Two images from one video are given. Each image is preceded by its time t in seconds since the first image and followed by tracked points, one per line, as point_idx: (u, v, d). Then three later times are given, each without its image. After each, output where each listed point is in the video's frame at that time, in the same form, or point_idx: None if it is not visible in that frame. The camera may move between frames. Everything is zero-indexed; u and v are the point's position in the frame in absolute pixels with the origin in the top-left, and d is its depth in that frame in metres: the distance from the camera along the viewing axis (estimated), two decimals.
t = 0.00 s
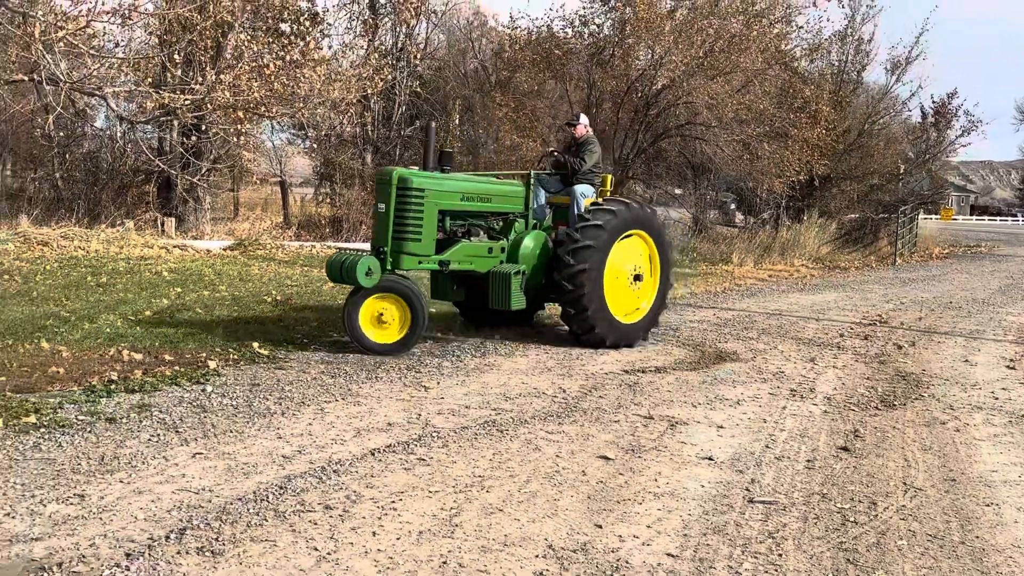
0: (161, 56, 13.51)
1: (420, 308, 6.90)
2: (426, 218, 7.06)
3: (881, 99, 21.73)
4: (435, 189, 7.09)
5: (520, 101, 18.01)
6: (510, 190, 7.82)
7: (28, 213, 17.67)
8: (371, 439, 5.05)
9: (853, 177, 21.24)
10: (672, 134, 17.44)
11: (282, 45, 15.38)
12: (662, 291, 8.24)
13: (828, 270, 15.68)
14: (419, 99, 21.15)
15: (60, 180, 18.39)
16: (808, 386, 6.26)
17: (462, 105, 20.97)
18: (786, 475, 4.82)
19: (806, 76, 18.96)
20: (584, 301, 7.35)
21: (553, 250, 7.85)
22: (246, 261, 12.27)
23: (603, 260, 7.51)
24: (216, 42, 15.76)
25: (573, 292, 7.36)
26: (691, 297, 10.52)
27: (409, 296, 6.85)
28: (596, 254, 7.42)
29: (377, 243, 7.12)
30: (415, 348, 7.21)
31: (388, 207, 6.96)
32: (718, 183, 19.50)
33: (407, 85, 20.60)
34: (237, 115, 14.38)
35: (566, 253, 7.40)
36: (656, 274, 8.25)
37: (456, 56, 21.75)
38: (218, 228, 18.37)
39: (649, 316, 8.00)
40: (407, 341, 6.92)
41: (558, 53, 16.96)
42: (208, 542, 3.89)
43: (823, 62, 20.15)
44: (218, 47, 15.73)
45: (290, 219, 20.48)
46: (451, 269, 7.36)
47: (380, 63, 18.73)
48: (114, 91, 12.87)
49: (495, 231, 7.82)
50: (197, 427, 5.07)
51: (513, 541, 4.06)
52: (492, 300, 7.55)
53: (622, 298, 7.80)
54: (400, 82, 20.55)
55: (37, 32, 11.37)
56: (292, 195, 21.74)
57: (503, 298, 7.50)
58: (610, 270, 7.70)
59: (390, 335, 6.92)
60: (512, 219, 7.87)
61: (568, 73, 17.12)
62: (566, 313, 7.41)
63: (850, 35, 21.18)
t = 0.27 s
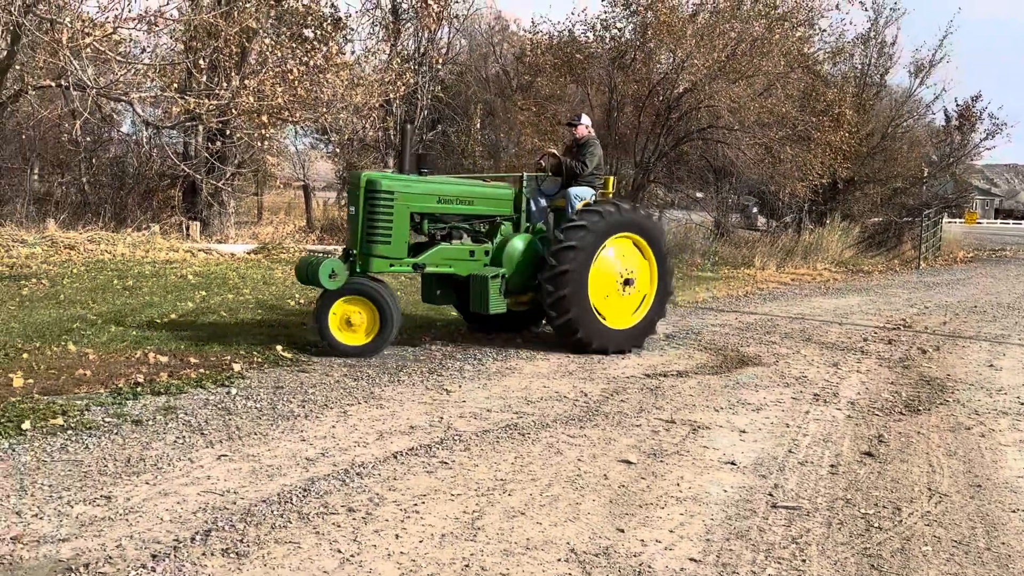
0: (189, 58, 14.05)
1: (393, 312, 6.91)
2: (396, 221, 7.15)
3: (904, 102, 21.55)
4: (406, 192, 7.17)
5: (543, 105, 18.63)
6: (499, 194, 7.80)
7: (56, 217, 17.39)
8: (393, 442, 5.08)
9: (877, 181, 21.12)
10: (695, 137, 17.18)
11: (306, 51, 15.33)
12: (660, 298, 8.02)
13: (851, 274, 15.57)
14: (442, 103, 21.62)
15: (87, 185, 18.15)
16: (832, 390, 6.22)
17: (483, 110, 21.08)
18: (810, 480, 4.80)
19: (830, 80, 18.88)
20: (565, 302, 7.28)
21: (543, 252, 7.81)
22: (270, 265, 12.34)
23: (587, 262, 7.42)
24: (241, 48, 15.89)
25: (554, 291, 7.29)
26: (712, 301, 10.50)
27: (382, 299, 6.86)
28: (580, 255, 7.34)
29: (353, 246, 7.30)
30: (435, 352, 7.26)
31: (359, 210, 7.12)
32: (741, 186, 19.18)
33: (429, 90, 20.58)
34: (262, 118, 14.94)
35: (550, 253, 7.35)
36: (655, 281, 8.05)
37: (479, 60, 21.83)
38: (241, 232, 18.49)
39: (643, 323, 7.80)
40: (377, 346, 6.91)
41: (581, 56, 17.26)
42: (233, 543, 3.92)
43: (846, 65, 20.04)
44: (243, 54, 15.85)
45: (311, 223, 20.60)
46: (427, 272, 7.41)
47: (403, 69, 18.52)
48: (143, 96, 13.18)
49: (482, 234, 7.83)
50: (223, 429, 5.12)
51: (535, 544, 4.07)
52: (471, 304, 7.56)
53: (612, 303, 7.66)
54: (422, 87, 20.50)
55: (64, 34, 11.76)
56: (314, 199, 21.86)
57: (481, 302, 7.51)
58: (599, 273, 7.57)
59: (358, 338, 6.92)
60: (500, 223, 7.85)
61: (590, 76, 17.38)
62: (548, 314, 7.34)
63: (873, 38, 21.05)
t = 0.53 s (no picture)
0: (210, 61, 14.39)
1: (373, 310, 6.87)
2: (373, 223, 7.15)
3: (926, 103, 21.41)
4: (384, 194, 7.17)
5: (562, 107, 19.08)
6: (486, 195, 7.73)
7: (77, 220, 17.29)
8: (412, 445, 5.09)
9: (898, 183, 21.10)
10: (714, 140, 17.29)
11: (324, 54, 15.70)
12: (660, 282, 7.74)
13: (874, 277, 15.44)
14: (460, 106, 21.25)
15: (108, 188, 18.07)
16: (853, 394, 6.18)
17: (502, 112, 21.11)
18: (831, 485, 4.77)
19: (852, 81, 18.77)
20: (565, 337, 7.21)
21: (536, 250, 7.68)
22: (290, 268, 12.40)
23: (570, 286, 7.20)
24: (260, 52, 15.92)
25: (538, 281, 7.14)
26: (731, 304, 10.47)
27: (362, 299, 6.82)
28: (568, 247, 7.18)
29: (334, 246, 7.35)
30: (454, 355, 7.30)
31: (336, 212, 7.14)
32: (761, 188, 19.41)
33: (447, 93, 20.60)
34: (282, 123, 15.32)
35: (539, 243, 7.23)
36: (649, 268, 7.72)
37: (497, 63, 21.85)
38: (261, 234, 18.52)
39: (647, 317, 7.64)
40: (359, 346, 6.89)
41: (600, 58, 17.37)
42: (253, 545, 3.93)
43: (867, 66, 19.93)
44: (264, 57, 15.90)
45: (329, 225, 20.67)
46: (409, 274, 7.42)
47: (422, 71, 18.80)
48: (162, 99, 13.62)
49: (471, 235, 7.79)
50: (243, 431, 5.14)
51: (554, 548, 4.06)
52: (454, 306, 7.51)
53: (611, 310, 7.47)
54: (441, 89, 20.48)
55: (85, 40, 12.13)
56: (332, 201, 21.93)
57: (463, 302, 7.44)
58: (588, 287, 7.36)
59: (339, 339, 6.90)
60: (488, 224, 7.76)
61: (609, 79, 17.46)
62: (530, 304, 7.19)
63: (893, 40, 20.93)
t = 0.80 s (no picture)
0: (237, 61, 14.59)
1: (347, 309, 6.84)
2: (346, 225, 7.20)
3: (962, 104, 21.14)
4: (359, 196, 7.22)
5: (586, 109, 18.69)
6: (473, 196, 7.61)
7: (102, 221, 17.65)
8: (437, 451, 5.02)
9: (935, 185, 21.03)
10: (744, 141, 17.33)
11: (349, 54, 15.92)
12: (643, 254, 7.53)
13: (909, 281, 15.15)
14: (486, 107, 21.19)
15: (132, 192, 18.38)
16: (888, 401, 6.05)
17: (528, 113, 21.06)
18: (866, 494, 4.65)
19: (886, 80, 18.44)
20: (544, 338, 7.10)
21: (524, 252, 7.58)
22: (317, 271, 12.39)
23: (562, 321, 7.16)
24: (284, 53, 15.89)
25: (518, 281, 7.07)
26: (761, 308, 10.32)
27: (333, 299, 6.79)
28: (550, 246, 7.09)
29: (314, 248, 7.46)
30: (480, 360, 7.26)
31: (311, 214, 7.24)
32: (791, 192, 19.92)
33: (473, 93, 20.58)
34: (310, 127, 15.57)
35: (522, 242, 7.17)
36: (629, 246, 7.49)
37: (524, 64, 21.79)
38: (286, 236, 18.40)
39: (651, 293, 7.56)
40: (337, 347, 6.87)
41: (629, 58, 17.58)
42: (278, 551, 3.88)
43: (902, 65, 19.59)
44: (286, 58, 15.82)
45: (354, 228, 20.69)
46: (386, 276, 7.39)
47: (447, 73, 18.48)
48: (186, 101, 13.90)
49: (458, 237, 7.71)
50: (267, 435, 5.11)
51: (581, 557, 3.97)
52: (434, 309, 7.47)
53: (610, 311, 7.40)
54: (466, 90, 20.45)
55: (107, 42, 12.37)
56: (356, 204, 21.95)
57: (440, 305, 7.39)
58: (580, 307, 7.30)
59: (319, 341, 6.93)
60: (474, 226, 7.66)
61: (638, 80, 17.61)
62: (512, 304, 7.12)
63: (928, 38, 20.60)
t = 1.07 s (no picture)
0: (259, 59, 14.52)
1: (320, 303, 6.75)
2: (329, 226, 7.17)
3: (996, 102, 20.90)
4: (341, 197, 7.16)
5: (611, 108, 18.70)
6: (462, 198, 7.45)
7: (122, 223, 17.63)
8: (458, 456, 4.94)
9: (969, 185, 20.74)
10: (772, 140, 17.58)
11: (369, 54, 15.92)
12: (618, 234, 7.17)
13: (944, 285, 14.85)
14: (509, 107, 21.38)
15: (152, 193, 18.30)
16: (921, 407, 5.91)
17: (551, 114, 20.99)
18: (897, 503, 4.52)
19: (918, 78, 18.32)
20: (518, 329, 6.89)
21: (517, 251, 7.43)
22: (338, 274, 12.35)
23: (570, 339, 7.05)
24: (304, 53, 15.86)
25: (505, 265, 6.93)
26: (790, 312, 10.17)
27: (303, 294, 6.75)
28: (541, 238, 6.92)
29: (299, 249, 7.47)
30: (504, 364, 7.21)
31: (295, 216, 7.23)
32: (821, 192, 19.35)
33: (495, 93, 20.55)
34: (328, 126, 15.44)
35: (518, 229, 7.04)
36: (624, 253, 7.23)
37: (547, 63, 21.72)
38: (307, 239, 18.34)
39: (643, 266, 7.26)
40: (319, 345, 6.77)
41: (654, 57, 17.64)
42: (297, 557, 3.81)
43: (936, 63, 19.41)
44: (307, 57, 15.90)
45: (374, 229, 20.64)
46: (371, 278, 7.35)
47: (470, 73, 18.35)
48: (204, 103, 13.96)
49: (447, 237, 7.62)
50: (286, 439, 5.04)
51: (606, 566, 3.86)
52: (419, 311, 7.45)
53: (606, 312, 7.18)
54: (488, 90, 20.45)
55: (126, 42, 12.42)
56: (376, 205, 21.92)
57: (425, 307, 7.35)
58: (581, 315, 7.13)
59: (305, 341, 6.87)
60: (464, 227, 7.56)
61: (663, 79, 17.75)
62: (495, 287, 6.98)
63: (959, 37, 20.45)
